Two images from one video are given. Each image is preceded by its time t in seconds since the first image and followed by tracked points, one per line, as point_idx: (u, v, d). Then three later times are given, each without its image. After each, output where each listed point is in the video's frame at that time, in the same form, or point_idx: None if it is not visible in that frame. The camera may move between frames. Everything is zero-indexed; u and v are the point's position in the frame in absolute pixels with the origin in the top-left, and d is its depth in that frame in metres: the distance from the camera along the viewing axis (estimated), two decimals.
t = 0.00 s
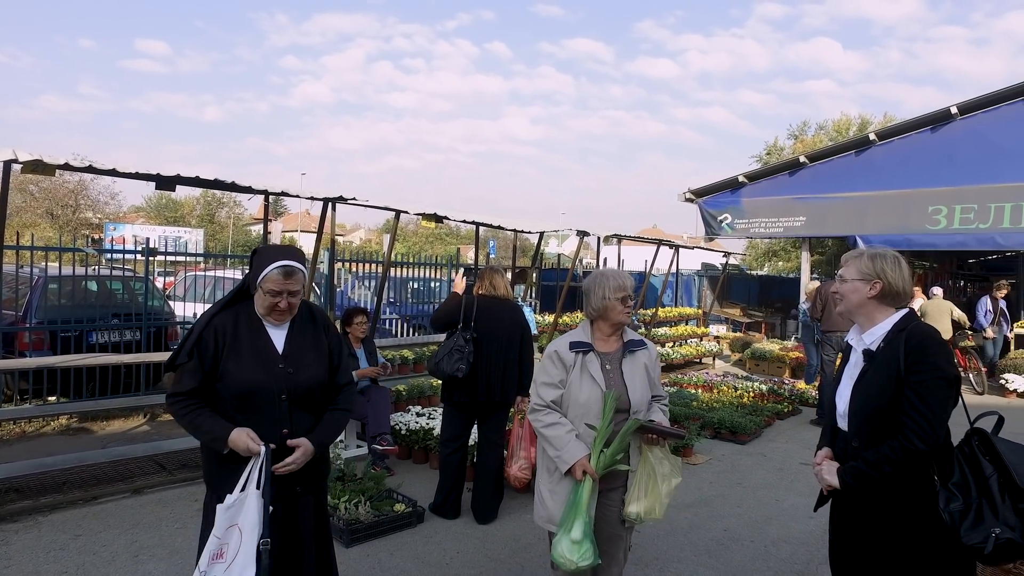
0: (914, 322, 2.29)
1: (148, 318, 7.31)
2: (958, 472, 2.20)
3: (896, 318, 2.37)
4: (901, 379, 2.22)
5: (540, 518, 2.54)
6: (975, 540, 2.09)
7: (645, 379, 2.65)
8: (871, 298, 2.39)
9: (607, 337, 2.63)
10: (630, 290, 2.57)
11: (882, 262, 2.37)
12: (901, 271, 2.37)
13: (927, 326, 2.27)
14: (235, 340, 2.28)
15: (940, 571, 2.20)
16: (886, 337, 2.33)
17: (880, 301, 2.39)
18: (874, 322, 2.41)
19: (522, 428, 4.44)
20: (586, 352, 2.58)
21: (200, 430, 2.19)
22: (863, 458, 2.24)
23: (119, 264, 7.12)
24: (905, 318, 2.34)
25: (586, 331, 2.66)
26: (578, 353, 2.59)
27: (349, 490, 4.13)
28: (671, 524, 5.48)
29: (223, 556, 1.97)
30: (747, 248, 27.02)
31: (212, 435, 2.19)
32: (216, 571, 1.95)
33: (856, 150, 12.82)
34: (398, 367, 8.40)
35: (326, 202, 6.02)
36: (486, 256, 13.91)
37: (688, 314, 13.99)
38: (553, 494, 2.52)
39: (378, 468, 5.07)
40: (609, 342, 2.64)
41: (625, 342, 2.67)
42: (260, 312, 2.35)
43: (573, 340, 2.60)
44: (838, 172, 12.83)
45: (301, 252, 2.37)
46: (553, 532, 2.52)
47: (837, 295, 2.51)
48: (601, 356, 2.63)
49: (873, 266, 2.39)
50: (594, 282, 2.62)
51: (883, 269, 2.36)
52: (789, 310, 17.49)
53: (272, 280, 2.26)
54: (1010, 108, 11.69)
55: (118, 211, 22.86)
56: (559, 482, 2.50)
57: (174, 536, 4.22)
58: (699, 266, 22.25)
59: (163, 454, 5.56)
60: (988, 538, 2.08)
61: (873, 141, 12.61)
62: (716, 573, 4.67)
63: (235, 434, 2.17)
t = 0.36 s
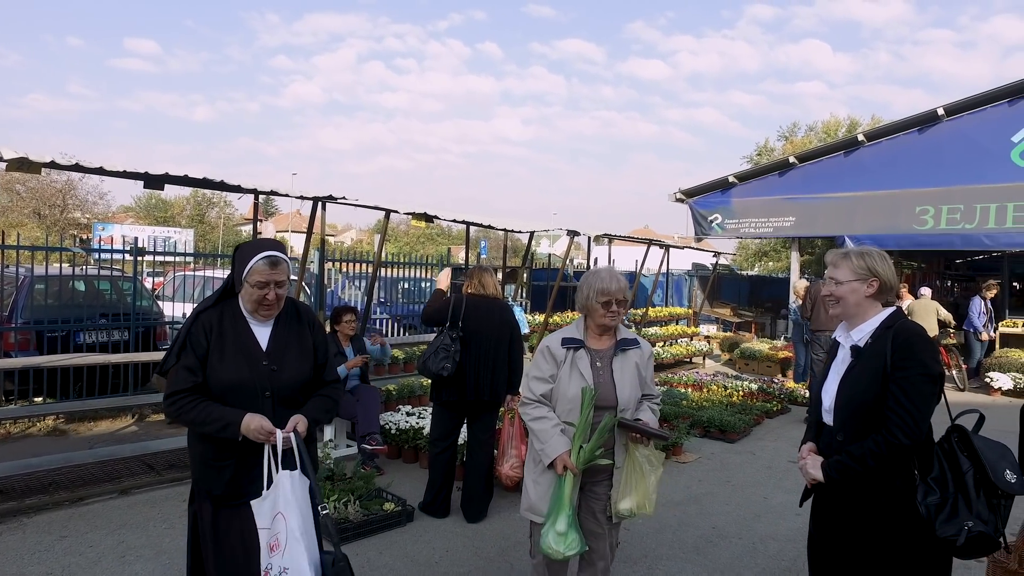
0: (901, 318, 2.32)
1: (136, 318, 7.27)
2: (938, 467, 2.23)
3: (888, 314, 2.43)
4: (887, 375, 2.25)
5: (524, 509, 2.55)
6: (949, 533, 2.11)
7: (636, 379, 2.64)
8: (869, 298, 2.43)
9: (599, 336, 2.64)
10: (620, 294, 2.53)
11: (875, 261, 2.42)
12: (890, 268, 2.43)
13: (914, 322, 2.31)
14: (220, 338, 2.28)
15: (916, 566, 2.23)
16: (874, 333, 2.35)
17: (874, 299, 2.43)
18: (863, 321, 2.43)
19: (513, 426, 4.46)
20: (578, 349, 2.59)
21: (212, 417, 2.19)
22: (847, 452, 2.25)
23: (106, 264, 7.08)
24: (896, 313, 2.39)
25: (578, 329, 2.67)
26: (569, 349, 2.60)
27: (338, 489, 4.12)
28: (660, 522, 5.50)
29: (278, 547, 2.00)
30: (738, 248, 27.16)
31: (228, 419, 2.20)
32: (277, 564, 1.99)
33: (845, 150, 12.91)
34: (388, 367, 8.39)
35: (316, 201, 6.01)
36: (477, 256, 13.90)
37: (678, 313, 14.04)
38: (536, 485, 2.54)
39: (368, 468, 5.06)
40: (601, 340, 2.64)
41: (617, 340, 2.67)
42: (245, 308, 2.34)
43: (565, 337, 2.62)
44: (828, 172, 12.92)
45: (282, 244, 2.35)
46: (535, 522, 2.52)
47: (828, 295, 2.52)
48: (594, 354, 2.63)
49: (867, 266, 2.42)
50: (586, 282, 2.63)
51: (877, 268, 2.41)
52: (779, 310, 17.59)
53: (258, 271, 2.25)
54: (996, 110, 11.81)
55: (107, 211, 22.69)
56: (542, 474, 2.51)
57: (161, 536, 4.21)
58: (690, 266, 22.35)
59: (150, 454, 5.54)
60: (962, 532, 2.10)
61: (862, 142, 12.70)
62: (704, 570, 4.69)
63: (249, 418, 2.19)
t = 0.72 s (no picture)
0: (873, 318, 2.39)
1: (113, 319, 7.21)
2: (909, 459, 2.30)
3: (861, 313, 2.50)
4: (863, 373, 2.29)
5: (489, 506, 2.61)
6: (930, 522, 2.18)
7: (598, 376, 2.65)
8: (842, 297, 2.48)
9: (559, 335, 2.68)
10: (580, 294, 2.56)
11: (850, 263, 2.47)
12: (863, 269, 2.50)
13: (885, 321, 2.37)
14: (221, 338, 2.28)
15: (887, 550, 2.34)
16: (848, 331, 2.40)
17: (849, 299, 2.49)
18: (835, 320, 2.48)
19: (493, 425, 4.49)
20: (537, 348, 2.63)
21: (226, 425, 2.15)
22: (827, 449, 2.30)
23: (83, 264, 7.02)
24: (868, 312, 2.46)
25: (538, 330, 2.70)
26: (529, 348, 2.64)
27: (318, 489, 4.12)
28: (639, 520, 5.56)
29: (310, 539, 2.20)
30: (719, 249, 27.46)
31: (242, 428, 2.15)
32: (310, 555, 2.20)
33: (823, 152, 13.10)
34: (369, 368, 8.40)
35: (297, 200, 6.00)
36: (459, 257, 13.92)
37: (660, 314, 14.16)
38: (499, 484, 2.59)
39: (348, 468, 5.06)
40: (562, 339, 2.67)
41: (579, 338, 2.69)
42: (243, 309, 2.35)
43: (525, 336, 2.66)
44: (807, 174, 13.10)
45: (279, 246, 2.38)
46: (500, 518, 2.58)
47: (803, 295, 2.56)
48: (554, 353, 2.66)
49: (842, 267, 2.46)
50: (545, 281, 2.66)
51: (853, 270, 2.46)
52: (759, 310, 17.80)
53: (264, 275, 2.27)
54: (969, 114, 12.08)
55: (84, 210, 22.39)
56: (503, 473, 2.54)
57: (137, 538, 4.19)
58: (672, 266, 22.55)
59: (127, 456, 5.50)
60: (939, 520, 2.18)
61: (840, 144, 12.90)
62: (681, 567, 4.76)
63: (268, 429, 2.15)
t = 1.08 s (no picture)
0: (835, 316, 2.45)
1: (83, 320, 7.15)
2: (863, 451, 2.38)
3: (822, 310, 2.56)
4: (822, 370, 2.36)
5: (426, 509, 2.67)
6: (876, 511, 2.27)
7: (521, 370, 2.70)
8: (803, 295, 2.54)
9: (481, 331, 2.73)
10: (503, 285, 2.64)
11: (811, 261, 2.53)
12: (823, 267, 2.56)
13: (846, 319, 2.45)
14: (243, 342, 2.35)
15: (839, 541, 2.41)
16: (809, 328, 2.45)
17: (810, 297, 2.55)
18: (795, 316, 2.54)
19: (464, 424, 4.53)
20: (458, 347, 2.67)
21: (257, 436, 2.22)
22: (788, 442, 2.37)
23: (52, 265, 6.97)
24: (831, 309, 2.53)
25: (461, 328, 2.75)
26: (450, 348, 2.68)
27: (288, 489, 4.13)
28: (608, 516, 5.63)
29: (331, 545, 2.27)
30: (697, 248, 27.77)
31: (272, 440, 2.25)
32: (328, 561, 2.26)
33: (797, 154, 13.29)
34: (345, 367, 8.41)
35: (269, 200, 5.99)
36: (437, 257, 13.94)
37: (636, 313, 14.29)
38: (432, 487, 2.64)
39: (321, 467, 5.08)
40: (484, 335, 2.72)
41: (501, 333, 2.74)
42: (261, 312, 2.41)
43: (446, 336, 2.70)
44: (782, 176, 13.29)
45: (301, 252, 2.47)
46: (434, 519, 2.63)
47: (764, 290, 2.62)
48: (476, 350, 2.71)
49: (803, 264, 2.53)
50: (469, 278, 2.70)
51: (814, 268, 2.52)
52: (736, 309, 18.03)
53: (292, 283, 2.36)
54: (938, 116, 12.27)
55: (58, 210, 22.07)
56: (433, 478, 2.59)
57: (102, 542, 4.19)
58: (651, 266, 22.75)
59: (94, 458, 5.48)
60: (887, 510, 2.27)
61: (813, 146, 13.09)
62: (648, 561, 4.84)
63: (298, 447, 2.27)
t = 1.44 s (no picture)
0: (769, 323, 2.52)
1: (42, 321, 7.00)
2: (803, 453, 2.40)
3: (756, 316, 2.62)
4: (761, 378, 2.41)
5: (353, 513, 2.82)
6: (821, 511, 2.30)
7: (445, 364, 2.88)
8: (736, 303, 2.60)
9: (404, 329, 2.88)
10: (425, 284, 2.78)
11: (742, 269, 2.58)
12: (755, 274, 2.62)
13: (783, 328, 2.50)
14: (234, 341, 2.44)
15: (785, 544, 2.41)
16: (747, 337, 2.51)
17: (744, 304, 2.61)
18: (734, 325, 2.60)
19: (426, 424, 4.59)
20: (382, 347, 2.82)
21: (259, 433, 2.36)
22: (732, 454, 2.36)
23: (12, 266, 6.88)
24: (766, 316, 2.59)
25: (385, 328, 2.89)
26: (374, 348, 2.83)
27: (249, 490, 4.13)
28: (570, 513, 5.70)
29: (327, 538, 2.38)
30: (671, 248, 28.09)
31: (273, 436, 2.40)
32: (327, 553, 2.38)
33: (765, 156, 13.49)
34: (313, 367, 8.40)
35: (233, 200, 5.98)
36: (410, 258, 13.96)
37: (607, 313, 14.42)
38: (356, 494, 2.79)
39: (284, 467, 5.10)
40: (406, 333, 2.88)
41: (425, 330, 2.90)
42: (248, 310, 2.51)
43: (369, 337, 2.84)
44: (750, 177, 13.51)
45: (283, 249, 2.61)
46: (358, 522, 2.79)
47: (699, 301, 2.67)
48: (400, 349, 2.86)
49: (736, 274, 2.58)
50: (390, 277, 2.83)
51: (745, 276, 2.58)
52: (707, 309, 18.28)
53: (279, 273, 2.51)
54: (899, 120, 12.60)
55: (22, 210, 21.58)
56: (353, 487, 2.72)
57: (56, 546, 4.19)
58: (625, 267, 22.96)
59: (52, 462, 5.43)
60: (830, 508, 2.30)
61: (780, 148, 13.31)
62: (607, 556, 4.92)
63: (298, 438, 2.44)
